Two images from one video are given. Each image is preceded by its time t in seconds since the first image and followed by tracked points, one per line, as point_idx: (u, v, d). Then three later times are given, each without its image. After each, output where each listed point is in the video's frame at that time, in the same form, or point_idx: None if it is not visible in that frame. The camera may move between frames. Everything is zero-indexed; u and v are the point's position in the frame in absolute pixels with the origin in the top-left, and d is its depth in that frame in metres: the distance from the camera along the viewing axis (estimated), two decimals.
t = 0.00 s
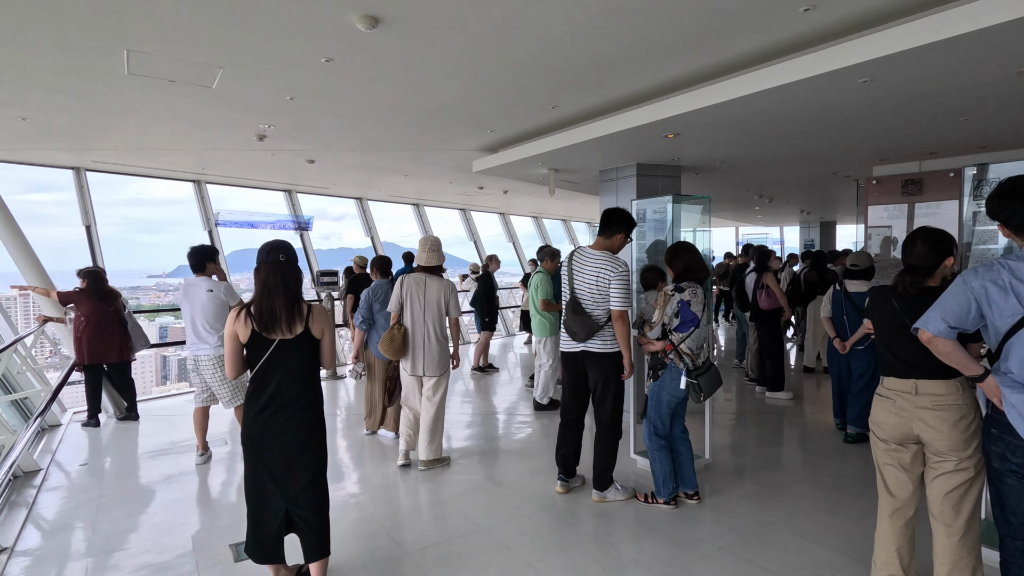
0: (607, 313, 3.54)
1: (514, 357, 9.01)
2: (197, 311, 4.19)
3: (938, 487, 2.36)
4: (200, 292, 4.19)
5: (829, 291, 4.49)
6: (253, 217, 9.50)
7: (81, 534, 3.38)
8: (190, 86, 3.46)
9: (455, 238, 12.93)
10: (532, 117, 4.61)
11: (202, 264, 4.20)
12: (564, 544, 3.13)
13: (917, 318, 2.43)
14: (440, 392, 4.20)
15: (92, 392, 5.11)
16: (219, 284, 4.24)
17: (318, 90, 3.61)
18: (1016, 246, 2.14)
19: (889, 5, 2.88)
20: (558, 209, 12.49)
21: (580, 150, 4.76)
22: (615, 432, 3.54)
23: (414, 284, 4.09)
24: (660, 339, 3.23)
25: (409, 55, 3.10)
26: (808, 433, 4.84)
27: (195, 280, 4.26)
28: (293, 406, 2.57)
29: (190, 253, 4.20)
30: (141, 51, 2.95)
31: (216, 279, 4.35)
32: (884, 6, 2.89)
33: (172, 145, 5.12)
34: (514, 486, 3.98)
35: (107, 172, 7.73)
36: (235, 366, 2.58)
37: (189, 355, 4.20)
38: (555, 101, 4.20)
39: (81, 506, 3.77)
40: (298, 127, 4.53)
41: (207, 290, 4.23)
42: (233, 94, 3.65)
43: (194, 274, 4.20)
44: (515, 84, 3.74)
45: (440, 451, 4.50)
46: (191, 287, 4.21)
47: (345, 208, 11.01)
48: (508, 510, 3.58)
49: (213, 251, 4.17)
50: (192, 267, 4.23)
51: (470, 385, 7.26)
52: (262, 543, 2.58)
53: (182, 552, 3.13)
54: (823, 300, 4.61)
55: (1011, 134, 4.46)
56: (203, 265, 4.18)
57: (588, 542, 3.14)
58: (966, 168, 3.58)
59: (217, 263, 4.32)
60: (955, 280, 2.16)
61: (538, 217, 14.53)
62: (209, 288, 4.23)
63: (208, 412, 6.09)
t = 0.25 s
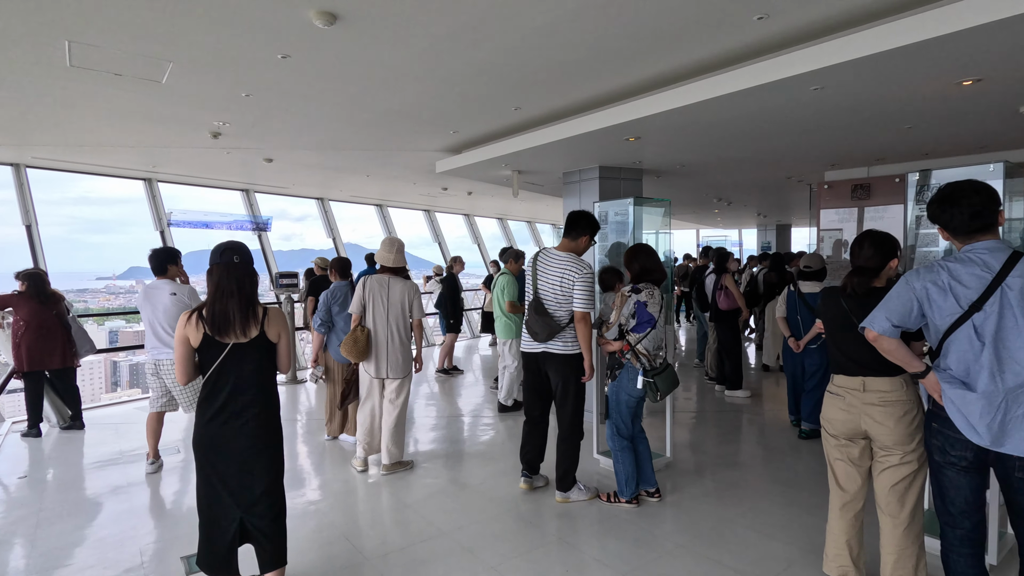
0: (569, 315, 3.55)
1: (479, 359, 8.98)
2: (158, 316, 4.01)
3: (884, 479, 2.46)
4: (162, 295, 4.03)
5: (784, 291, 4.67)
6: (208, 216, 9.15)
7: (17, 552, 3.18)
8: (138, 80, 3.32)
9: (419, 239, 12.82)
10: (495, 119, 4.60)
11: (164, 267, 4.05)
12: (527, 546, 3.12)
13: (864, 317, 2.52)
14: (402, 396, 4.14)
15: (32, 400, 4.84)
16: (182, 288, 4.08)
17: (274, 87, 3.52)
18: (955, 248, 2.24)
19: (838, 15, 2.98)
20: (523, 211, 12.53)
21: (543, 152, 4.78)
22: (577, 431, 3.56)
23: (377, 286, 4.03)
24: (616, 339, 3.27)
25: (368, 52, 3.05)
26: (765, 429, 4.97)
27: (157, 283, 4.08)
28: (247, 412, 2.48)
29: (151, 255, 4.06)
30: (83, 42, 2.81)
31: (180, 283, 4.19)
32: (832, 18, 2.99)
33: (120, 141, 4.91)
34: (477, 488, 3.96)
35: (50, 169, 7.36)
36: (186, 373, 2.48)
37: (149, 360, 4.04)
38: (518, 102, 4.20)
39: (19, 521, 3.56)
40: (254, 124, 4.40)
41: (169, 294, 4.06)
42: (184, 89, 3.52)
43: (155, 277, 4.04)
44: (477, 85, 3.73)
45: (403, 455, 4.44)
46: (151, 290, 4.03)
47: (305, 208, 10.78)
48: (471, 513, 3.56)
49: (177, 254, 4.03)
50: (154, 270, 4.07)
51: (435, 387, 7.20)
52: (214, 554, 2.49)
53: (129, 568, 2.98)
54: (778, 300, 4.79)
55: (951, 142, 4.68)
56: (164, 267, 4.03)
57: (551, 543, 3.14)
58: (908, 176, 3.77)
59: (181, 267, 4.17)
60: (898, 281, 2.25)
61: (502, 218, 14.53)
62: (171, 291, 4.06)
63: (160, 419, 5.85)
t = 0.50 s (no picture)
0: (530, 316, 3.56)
1: (442, 361, 8.90)
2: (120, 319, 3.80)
3: (835, 473, 2.54)
4: (124, 298, 3.83)
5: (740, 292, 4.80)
6: (159, 216, 8.73)
7: None
8: (78, 71, 3.16)
9: (381, 241, 12.64)
10: (457, 119, 4.59)
11: (125, 268, 3.90)
12: (489, 549, 3.10)
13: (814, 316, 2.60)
14: (362, 398, 4.07)
15: None
16: (145, 291, 3.90)
17: (227, 82, 3.41)
18: (897, 250, 2.34)
19: (789, 24, 3.07)
20: (486, 212, 12.51)
21: (505, 153, 4.77)
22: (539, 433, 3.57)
23: (336, 287, 3.95)
24: (576, 339, 3.33)
25: (325, 48, 2.98)
26: (722, 427, 5.09)
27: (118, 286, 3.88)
28: (197, 418, 2.39)
29: (111, 257, 3.89)
30: (17, 30, 2.66)
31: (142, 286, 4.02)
32: (783, 27, 3.09)
33: (60, 136, 4.66)
34: (439, 492, 3.91)
35: None
36: (132, 378, 2.37)
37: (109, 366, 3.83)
38: (480, 103, 4.18)
39: None
40: (207, 121, 4.25)
41: (131, 296, 3.86)
42: (130, 82, 3.37)
43: (115, 279, 3.87)
44: (438, 85, 3.70)
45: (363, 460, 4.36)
46: (113, 292, 3.82)
47: (263, 208, 10.49)
48: (433, 518, 3.51)
49: (139, 255, 3.92)
50: (114, 273, 3.91)
51: (397, 390, 7.10)
52: (161, 568, 2.38)
53: None
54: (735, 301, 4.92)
55: (894, 149, 4.90)
56: (125, 269, 3.89)
57: (513, 546, 3.13)
58: (855, 181, 3.91)
59: (144, 270, 4.02)
60: (846, 281, 2.34)
61: (466, 220, 14.49)
62: (133, 294, 3.87)
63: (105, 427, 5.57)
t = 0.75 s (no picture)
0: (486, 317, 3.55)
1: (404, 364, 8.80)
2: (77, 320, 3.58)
3: (787, 468, 2.62)
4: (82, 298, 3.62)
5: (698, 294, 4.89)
6: (103, 215, 8.46)
7: None
8: (12, 61, 2.99)
9: (342, 242, 12.42)
10: (418, 119, 4.55)
11: (81, 269, 3.72)
12: (450, 552, 3.07)
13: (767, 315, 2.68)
14: (320, 400, 3.99)
15: None
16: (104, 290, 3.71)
17: (176, 75, 3.28)
18: (844, 252, 2.44)
19: (742, 32, 3.16)
20: (450, 213, 12.44)
21: (467, 154, 4.75)
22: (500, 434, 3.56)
23: (290, 289, 3.84)
24: (537, 341, 3.35)
25: (279, 43, 2.91)
26: (681, 425, 5.19)
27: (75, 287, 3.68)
28: (142, 425, 2.28)
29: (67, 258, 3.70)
30: None
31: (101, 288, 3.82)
32: (736, 34, 3.18)
33: None
34: (400, 496, 3.86)
35: None
36: (71, 385, 2.24)
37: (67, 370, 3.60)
38: (441, 103, 4.15)
39: None
40: (155, 116, 4.09)
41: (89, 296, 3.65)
42: (70, 74, 3.21)
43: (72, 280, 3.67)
44: (397, 83, 3.65)
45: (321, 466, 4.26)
46: (68, 292, 3.63)
47: (217, 207, 10.15)
48: (393, 522, 3.46)
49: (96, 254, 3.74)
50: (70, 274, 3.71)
51: (358, 394, 6.98)
52: None
53: None
54: (693, 302, 5.02)
55: (841, 155, 5.11)
56: (81, 270, 3.70)
57: (474, 548, 3.11)
58: (805, 185, 4.04)
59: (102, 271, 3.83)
60: (796, 282, 2.41)
61: (429, 221, 14.40)
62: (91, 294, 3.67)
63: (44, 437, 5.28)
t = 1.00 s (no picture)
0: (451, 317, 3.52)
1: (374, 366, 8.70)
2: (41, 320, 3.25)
3: (752, 465, 2.68)
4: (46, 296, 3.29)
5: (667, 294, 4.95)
6: (56, 214, 8.11)
7: None
8: None
9: (310, 242, 12.21)
10: (388, 119, 4.50)
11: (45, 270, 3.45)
12: (419, 556, 3.04)
13: (732, 316, 2.74)
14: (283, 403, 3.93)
15: None
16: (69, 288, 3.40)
17: (133, 69, 3.17)
18: (806, 254, 2.50)
19: (708, 37, 3.22)
20: (421, 214, 12.35)
21: (437, 154, 4.72)
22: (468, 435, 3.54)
23: (251, 291, 3.76)
24: (506, 341, 3.32)
25: (242, 38, 2.83)
26: (650, 425, 5.25)
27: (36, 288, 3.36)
28: (97, 431, 2.18)
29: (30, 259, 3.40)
30: None
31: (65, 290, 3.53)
32: (702, 39, 3.23)
33: None
34: (369, 500, 3.80)
35: None
36: (21, 390, 2.15)
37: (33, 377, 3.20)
38: (410, 102, 4.11)
39: None
40: (111, 111, 3.94)
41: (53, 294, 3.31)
42: (19, 65, 3.07)
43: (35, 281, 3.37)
44: (366, 82, 3.60)
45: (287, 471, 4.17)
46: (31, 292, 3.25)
47: (179, 207, 9.86)
48: (362, 527, 3.40)
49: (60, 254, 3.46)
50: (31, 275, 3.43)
51: (326, 397, 6.86)
52: None
53: None
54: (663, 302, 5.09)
55: (803, 159, 5.25)
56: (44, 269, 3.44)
57: (443, 551, 3.08)
58: (769, 188, 4.12)
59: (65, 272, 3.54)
60: (761, 283, 2.46)
61: (400, 221, 14.27)
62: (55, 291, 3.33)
63: None
